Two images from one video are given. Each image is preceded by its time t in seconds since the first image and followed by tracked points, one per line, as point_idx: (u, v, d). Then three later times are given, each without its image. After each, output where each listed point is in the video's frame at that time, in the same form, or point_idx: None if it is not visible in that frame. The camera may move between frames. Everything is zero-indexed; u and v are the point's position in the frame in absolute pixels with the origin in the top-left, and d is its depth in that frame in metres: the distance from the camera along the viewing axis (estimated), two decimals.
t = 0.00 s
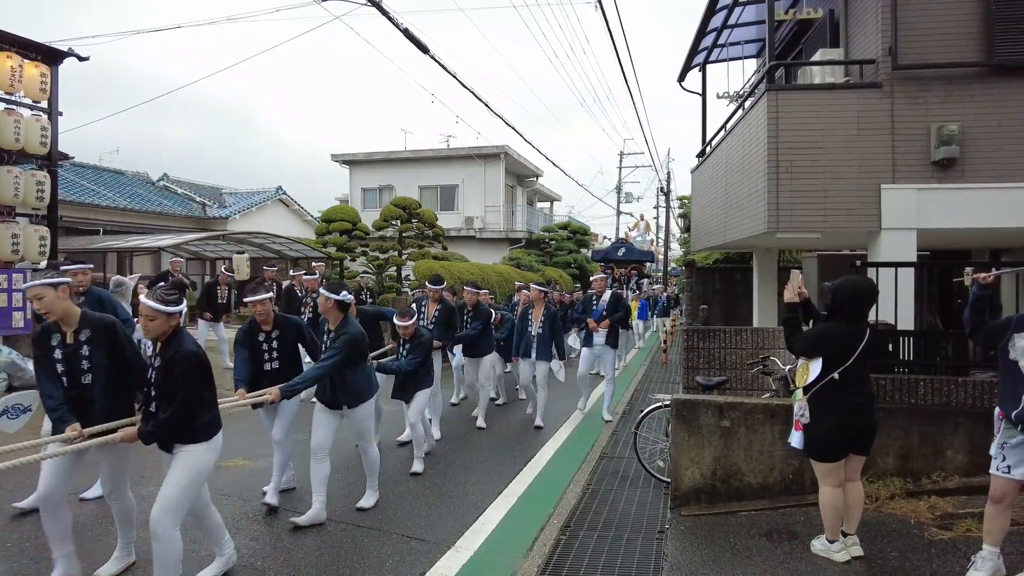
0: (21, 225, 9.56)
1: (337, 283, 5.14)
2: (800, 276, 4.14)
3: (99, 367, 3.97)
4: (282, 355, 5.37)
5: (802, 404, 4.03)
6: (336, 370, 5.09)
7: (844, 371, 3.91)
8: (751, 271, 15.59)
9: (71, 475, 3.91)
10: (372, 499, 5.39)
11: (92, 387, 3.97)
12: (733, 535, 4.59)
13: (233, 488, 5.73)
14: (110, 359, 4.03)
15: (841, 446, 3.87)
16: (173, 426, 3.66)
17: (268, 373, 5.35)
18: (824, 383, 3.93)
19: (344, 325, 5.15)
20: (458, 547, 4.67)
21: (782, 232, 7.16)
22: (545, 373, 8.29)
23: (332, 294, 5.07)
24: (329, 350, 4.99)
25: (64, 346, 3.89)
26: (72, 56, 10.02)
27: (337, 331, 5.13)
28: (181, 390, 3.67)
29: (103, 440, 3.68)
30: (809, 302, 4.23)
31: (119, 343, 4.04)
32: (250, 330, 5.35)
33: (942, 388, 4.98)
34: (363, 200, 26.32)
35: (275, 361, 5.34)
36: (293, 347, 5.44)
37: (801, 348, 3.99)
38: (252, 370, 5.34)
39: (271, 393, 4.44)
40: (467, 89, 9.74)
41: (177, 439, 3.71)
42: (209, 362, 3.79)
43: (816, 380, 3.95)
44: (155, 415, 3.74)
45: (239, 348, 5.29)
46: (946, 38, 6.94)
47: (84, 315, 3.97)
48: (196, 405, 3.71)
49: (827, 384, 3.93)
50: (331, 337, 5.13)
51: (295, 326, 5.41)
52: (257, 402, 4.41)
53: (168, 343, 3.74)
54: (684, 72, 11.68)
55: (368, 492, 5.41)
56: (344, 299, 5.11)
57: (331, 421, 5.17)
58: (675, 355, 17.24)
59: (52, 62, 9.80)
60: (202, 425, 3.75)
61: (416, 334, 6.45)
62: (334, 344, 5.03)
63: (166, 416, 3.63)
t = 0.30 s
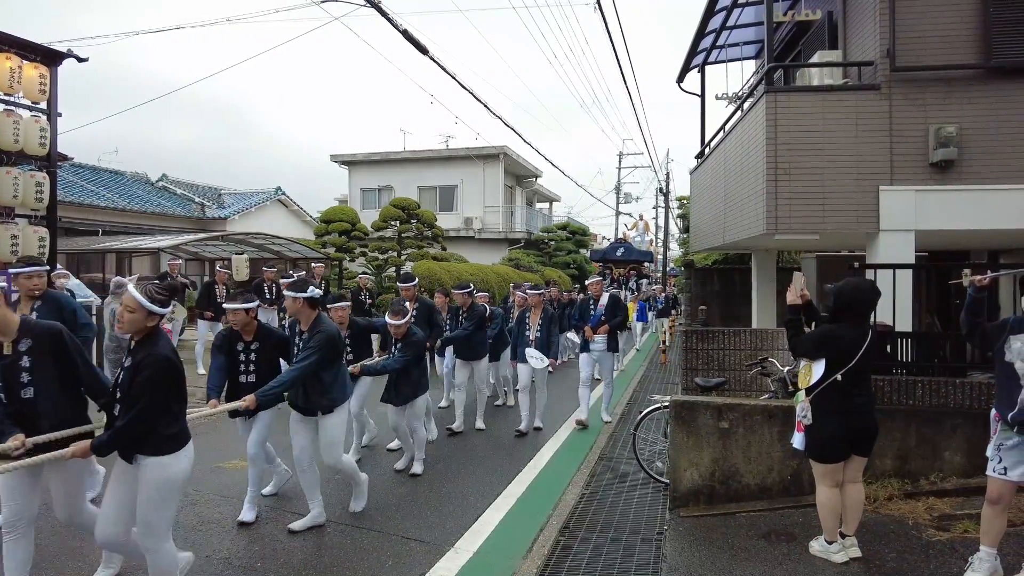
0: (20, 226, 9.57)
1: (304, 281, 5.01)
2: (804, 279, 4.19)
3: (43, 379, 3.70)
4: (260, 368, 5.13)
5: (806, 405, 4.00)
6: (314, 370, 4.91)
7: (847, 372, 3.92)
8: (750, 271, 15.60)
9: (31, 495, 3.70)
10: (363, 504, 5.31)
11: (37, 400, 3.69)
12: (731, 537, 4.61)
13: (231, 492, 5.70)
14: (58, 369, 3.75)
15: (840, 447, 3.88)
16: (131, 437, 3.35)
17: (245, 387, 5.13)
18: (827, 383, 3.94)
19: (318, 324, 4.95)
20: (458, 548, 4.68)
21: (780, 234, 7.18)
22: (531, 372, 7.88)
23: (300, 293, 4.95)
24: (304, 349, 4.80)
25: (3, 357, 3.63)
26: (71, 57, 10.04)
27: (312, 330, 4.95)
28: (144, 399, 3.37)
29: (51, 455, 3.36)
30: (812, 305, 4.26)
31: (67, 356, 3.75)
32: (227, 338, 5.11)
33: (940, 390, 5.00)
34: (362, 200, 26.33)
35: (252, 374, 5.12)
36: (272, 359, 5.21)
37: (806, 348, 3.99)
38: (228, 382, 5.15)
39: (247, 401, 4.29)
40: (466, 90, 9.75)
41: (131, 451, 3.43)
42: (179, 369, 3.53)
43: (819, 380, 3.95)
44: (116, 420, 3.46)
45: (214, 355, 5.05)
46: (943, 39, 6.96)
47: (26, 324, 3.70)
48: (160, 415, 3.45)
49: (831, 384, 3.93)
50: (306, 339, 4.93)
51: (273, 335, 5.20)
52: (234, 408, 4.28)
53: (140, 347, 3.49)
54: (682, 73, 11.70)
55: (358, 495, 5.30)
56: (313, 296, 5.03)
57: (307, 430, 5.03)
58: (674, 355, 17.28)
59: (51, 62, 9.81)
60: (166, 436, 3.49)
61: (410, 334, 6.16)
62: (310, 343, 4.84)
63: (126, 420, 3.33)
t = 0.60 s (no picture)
0: (19, 226, 9.56)
1: (281, 282, 4.67)
2: (808, 279, 4.20)
3: None
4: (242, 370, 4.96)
5: (812, 405, 4.00)
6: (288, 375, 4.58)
7: (853, 373, 3.92)
8: (750, 271, 15.61)
9: None
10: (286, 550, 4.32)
11: None
12: (732, 536, 4.61)
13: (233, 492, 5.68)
14: None
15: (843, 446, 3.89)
16: (104, 455, 3.14)
17: (226, 390, 4.95)
18: (833, 384, 3.94)
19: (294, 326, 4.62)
20: (458, 548, 4.68)
21: (780, 234, 7.18)
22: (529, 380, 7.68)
23: (277, 295, 4.60)
24: (279, 353, 4.45)
25: None
26: (71, 57, 10.03)
27: (288, 333, 4.62)
28: (118, 415, 3.16)
29: None
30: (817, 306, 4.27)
31: (13, 354, 3.48)
32: (211, 336, 4.95)
33: (940, 390, 5.00)
34: (362, 200, 26.32)
35: (234, 377, 4.95)
36: (255, 361, 5.03)
37: (811, 347, 3.99)
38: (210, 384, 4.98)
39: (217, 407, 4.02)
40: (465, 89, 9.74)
41: (104, 468, 3.22)
42: (152, 377, 3.33)
43: (825, 381, 3.95)
44: (81, 440, 3.22)
45: (194, 354, 4.82)
46: (943, 39, 6.97)
47: None
48: (135, 430, 3.23)
49: (837, 385, 3.94)
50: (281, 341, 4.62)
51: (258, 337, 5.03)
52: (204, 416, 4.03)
53: (112, 363, 3.26)
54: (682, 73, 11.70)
55: (285, 538, 4.36)
56: (291, 298, 4.65)
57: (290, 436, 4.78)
58: (673, 355, 17.29)
59: (51, 62, 9.81)
60: (143, 450, 3.28)
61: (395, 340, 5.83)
62: (284, 346, 4.51)
63: (95, 439, 3.11)
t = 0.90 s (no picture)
0: (20, 225, 9.56)
1: (272, 282, 4.28)
2: (812, 280, 4.21)
3: None
4: (210, 383, 4.49)
5: (813, 405, 4.00)
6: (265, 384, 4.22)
7: (855, 373, 3.91)
8: (750, 271, 15.61)
9: None
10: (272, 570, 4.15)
11: None
12: (733, 536, 4.60)
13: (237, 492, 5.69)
14: None
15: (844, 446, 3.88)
16: (26, 466, 2.80)
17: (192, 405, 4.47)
18: (835, 385, 3.93)
19: (277, 332, 4.26)
20: (459, 548, 4.68)
21: (781, 234, 7.17)
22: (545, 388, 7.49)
23: (266, 296, 4.21)
24: (259, 361, 4.10)
25: None
26: (71, 57, 10.03)
27: (268, 339, 4.26)
28: (39, 423, 2.80)
29: None
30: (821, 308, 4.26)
31: None
32: (170, 350, 4.44)
33: (941, 390, 5.00)
34: (362, 200, 26.32)
35: (203, 391, 4.48)
36: (224, 370, 4.58)
37: (813, 348, 4.00)
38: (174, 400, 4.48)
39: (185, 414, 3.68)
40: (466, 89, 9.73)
41: (26, 486, 2.84)
42: (79, 379, 2.95)
43: (828, 382, 3.94)
44: None
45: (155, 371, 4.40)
46: (944, 40, 6.96)
47: None
48: (63, 438, 2.88)
49: (838, 385, 3.93)
50: (262, 346, 4.26)
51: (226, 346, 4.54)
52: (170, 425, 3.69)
53: (27, 366, 2.86)
54: (683, 73, 11.70)
55: (271, 556, 4.21)
56: (279, 301, 4.27)
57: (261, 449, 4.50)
58: (673, 355, 17.29)
59: (51, 62, 9.80)
60: (72, 467, 2.90)
61: (377, 336, 5.59)
62: (263, 353, 4.15)
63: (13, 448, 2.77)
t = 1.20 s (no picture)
0: (20, 225, 9.56)
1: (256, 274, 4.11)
2: (813, 278, 4.21)
3: None
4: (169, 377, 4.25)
5: (813, 404, 4.00)
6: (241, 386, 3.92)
7: (854, 372, 3.90)
8: (751, 271, 15.59)
9: None
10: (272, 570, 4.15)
11: None
12: (734, 536, 4.59)
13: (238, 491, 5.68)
14: None
15: (844, 446, 3.88)
16: None
17: (150, 402, 4.23)
18: (833, 383, 3.93)
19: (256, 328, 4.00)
20: (459, 547, 4.67)
21: (781, 233, 7.16)
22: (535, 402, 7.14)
23: (251, 287, 4.04)
24: (235, 359, 3.81)
25: None
26: (72, 56, 10.03)
27: (247, 336, 3.99)
28: None
29: None
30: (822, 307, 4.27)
31: None
32: (127, 344, 4.25)
33: (943, 389, 4.99)
34: (362, 200, 26.32)
35: (162, 387, 4.23)
36: (187, 366, 4.33)
37: (814, 347, 3.99)
38: (133, 396, 4.25)
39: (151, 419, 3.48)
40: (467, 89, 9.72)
41: None
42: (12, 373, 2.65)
43: (826, 380, 3.95)
44: None
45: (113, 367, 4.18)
46: (945, 39, 6.95)
47: None
48: None
49: (838, 384, 3.92)
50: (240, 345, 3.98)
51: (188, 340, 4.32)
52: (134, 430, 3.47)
53: None
54: (684, 72, 11.69)
55: (271, 555, 4.21)
56: (262, 293, 4.09)
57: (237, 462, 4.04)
58: (673, 355, 17.29)
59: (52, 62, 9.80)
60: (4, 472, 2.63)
61: (363, 347, 5.28)
62: (240, 351, 3.87)
63: None
